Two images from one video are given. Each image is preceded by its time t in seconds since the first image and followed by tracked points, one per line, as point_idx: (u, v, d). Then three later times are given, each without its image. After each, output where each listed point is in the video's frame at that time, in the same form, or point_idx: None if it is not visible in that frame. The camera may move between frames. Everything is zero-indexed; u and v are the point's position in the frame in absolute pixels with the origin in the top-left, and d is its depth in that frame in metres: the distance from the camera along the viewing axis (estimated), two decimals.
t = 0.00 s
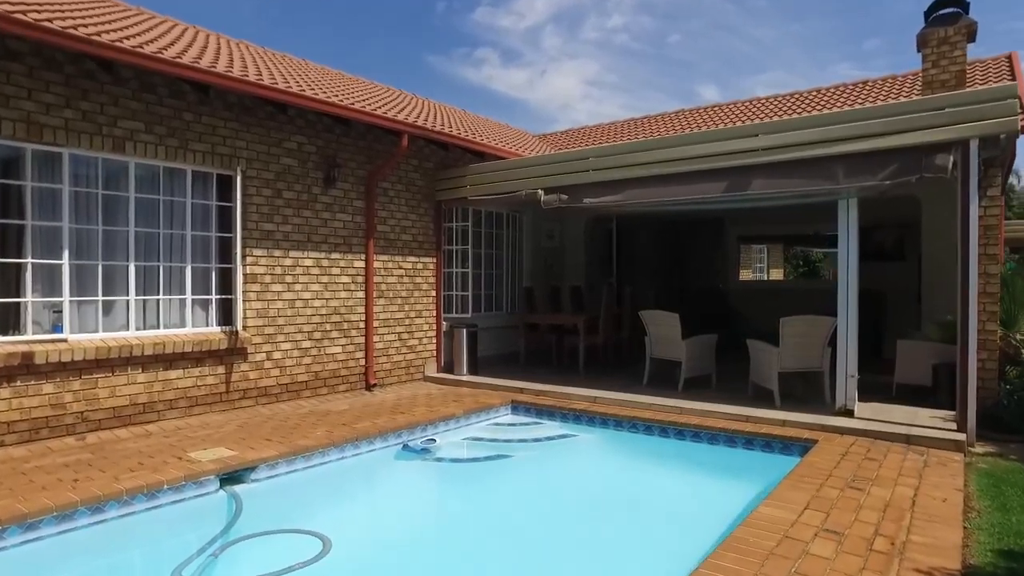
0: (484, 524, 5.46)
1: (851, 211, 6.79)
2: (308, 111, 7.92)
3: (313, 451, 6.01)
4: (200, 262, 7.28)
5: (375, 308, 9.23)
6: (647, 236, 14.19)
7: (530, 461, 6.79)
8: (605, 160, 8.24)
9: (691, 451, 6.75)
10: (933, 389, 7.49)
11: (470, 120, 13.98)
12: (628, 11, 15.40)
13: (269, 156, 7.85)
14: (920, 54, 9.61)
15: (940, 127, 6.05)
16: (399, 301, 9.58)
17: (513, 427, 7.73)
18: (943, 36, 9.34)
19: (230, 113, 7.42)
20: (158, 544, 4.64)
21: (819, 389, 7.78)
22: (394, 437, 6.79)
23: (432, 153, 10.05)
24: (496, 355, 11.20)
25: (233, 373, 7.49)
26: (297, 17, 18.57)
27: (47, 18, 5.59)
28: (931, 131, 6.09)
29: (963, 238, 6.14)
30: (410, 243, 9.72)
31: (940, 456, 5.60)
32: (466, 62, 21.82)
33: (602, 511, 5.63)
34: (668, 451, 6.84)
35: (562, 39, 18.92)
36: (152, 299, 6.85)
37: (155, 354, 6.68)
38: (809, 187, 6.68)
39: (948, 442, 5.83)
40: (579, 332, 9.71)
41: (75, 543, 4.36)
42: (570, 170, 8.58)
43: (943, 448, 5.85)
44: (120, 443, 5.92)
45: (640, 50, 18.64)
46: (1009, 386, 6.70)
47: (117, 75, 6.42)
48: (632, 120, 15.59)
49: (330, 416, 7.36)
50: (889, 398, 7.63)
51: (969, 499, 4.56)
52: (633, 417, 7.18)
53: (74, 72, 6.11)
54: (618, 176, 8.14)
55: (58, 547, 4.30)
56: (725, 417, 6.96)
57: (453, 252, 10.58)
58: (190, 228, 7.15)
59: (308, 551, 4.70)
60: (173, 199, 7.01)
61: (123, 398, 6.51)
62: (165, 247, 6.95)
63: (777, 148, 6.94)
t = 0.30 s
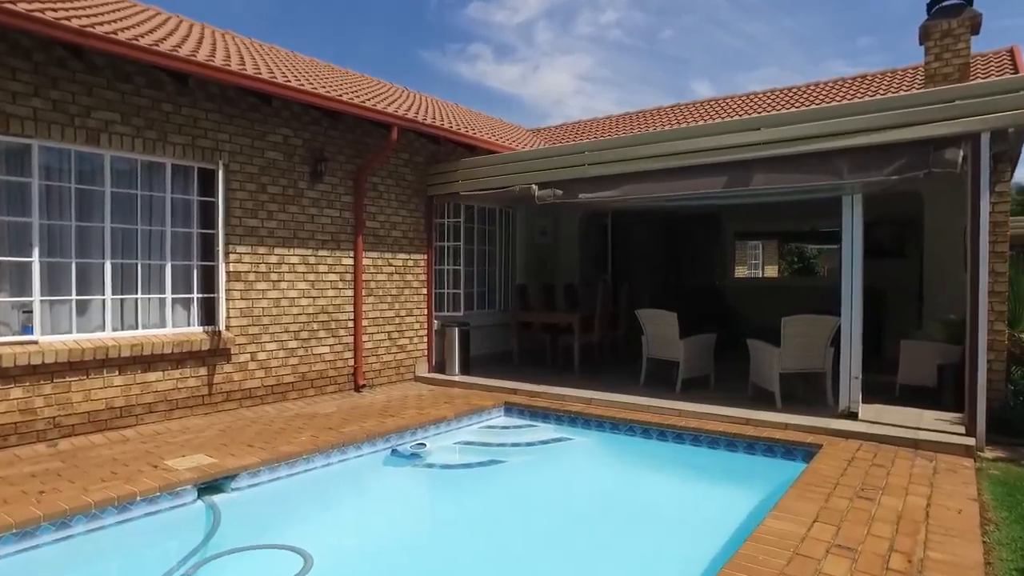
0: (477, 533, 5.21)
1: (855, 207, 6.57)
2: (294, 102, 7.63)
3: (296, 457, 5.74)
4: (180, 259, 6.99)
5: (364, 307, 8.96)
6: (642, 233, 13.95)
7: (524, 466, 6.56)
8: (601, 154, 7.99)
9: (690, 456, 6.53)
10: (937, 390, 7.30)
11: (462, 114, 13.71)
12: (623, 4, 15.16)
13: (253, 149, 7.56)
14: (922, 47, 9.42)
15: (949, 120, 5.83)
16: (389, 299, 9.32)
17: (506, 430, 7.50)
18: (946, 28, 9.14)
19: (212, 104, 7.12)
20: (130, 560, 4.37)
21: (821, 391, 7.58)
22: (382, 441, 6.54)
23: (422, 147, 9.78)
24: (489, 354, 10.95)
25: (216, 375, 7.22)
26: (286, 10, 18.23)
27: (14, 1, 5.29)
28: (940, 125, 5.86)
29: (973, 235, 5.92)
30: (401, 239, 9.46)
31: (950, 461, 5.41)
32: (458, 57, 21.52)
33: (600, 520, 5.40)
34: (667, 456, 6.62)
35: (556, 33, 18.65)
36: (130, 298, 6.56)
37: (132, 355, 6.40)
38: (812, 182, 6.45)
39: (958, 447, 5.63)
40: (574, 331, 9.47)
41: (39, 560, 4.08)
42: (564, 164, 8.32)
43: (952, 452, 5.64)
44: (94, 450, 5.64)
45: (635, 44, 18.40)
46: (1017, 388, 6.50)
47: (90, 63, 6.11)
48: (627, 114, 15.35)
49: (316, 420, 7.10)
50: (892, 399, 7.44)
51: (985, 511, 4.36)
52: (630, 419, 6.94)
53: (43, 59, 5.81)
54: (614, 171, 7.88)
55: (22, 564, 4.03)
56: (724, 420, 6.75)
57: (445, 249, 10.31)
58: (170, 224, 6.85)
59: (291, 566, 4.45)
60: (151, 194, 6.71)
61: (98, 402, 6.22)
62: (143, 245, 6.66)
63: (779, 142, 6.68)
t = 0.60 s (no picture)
0: (465, 545, 5.00)
1: (856, 203, 6.37)
2: (276, 94, 7.36)
3: (275, 464, 5.49)
4: (157, 256, 6.72)
5: (350, 305, 8.72)
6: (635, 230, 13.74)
7: (515, 472, 6.35)
8: (593, 149, 7.76)
9: (685, 460, 6.33)
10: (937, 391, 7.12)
11: (451, 108, 13.45)
12: None
13: (233, 142, 7.28)
14: (921, 40, 9.23)
15: (954, 113, 5.63)
16: (375, 297, 9.08)
17: (495, 433, 7.27)
18: (945, 21, 8.96)
19: (190, 95, 6.84)
20: None
21: (819, 392, 7.39)
22: (367, 446, 6.30)
23: (410, 141, 9.52)
24: (479, 353, 10.73)
25: (195, 377, 6.95)
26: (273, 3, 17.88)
27: None
28: (944, 118, 5.66)
29: (976, 232, 5.73)
30: (388, 236, 9.20)
31: (954, 466, 5.22)
32: (450, 55, 21.21)
33: (594, 530, 5.18)
34: (662, 460, 6.41)
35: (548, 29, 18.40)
36: (103, 296, 6.28)
37: (105, 357, 6.13)
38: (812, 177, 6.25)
39: (961, 451, 5.44)
40: (566, 330, 9.25)
41: None
42: (556, 159, 8.10)
43: (956, 456, 5.46)
44: (64, 456, 5.38)
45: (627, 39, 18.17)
46: (1020, 388, 6.33)
47: (58, 50, 5.82)
48: (620, 109, 15.12)
49: (299, 423, 6.85)
50: (891, 400, 7.25)
51: (995, 522, 4.17)
52: (623, 421, 6.73)
53: (8, 45, 5.52)
54: (607, 166, 7.66)
55: None
56: (720, 422, 6.55)
57: (434, 246, 10.06)
58: (146, 220, 6.57)
59: None
60: (127, 188, 6.43)
61: (69, 406, 5.96)
62: (117, 241, 6.38)
63: (777, 136, 6.48)
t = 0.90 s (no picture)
0: (450, 558, 4.76)
1: (853, 200, 6.17)
2: (253, 85, 7.06)
3: (250, 473, 5.18)
4: (128, 255, 6.42)
5: (332, 305, 8.45)
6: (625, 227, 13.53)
7: (502, 480, 6.11)
8: (583, 144, 7.53)
9: (678, 466, 6.11)
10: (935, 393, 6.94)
11: (438, 103, 13.17)
12: None
13: (209, 136, 6.97)
14: (916, 35, 9.06)
15: (956, 106, 5.43)
16: (359, 297, 8.81)
17: (482, 437, 7.04)
18: (941, 15, 8.77)
19: (162, 86, 6.54)
20: None
21: (814, 394, 7.20)
22: (347, 453, 6.04)
23: (395, 136, 9.26)
24: (466, 354, 10.48)
25: (168, 380, 6.67)
26: None
27: None
28: (946, 111, 5.46)
29: (979, 229, 5.53)
30: (372, 234, 8.93)
31: (957, 473, 5.03)
32: (439, 54, 20.89)
33: (584, 543, 4.95)
34: (654, 466, 6.20)
35: (539, 29, 18.17)
36: (69, 297, 5.98)
37: (71, 361, 5.84)
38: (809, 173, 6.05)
39: (963, 456, 5.25)
40: (555, 330, 9.01)
41: None
42: (544, 154, 7.86)
43: (958, 462, 5.27)
44: (24, 466, 5.09)
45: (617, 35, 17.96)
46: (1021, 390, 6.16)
47: (19, 37, 5.51)
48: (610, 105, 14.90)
49: (278, 428, 6.58)
50: (888, 402, 7.07)
51: (1004, 534, 3.97)
52: (614, 426, 6.51)
53: None
54: (597, 161, 7.42)
55: None
56: (714, 427, 6.33)
57: (419, 244, 9.80)
58: (115, 217, 6.27)
59: None
60: (94, 184, 6.12)
61: (32, 413, 5.67)
62: (84, 239, 6.07)
63: (772, 130, 6.26)
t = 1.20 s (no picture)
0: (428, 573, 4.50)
1: (849, 197, 5.95)
2: (225, 76, 6.74)
3: (215, 486, 4.86)
4: (90, 255, 6.07)
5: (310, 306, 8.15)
6: (612, 225, 13.32)
7: (486, 490, 5.84)
8: (570, 138, 7.27)
9: (668, 473, 5.88)
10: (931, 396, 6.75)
11: (423, 98, 12.88)
12: None
13: (178, 129, 6.64)
14: (909, 30, 8.86)
15: (957, 100, 5.21)
16: (338, 298, 8.52)
17: (464, 444, 6.78)
18: (935, 9, 8.58)
19: (127, 76, 6.19)
20: None
21: (808, 397, 7.00)
22: (322, 462, 5.75)
23: (376, 131, 8.97)
24: (450, 356, 10.23)
25: (135, 386, 6.34)
26: None
27: None
28: (947, 105, 5.24)
29: (980, 227, 5.32)
30: (352, 232, 8.64)
31: (958, 481, 4.82)
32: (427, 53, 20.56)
33: (571, 558, 4.68)
34: (643, 474, 5.96)
35: (528, 29, 17.91)
36: (24, 299, 5.64)
37: (27, 367, 5.51)
38: (804, 169, 5.82)
39: (966, 464, 5.04)
40: (541, 331, 8.76)
41: None
42: (530, 149, 7.60)
43: (959, 470, 5.06)
44: None
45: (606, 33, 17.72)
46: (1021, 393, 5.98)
47: None
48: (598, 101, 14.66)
49: (250, 435, 6.28)
50: (883, 405, 6.88)
51: (1014, 550, 3.75)
52: (602, 432, 6.27)
53: None
54: (585, 156, 7.16)
55: None
56: (706, 433, 6.10)
57: (402, 242, 9.50)
58: (76, 214, 5.92)
59: None
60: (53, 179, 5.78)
61: None
62: (41, 238, 5.73)
63: (767, 125, 6.02)
